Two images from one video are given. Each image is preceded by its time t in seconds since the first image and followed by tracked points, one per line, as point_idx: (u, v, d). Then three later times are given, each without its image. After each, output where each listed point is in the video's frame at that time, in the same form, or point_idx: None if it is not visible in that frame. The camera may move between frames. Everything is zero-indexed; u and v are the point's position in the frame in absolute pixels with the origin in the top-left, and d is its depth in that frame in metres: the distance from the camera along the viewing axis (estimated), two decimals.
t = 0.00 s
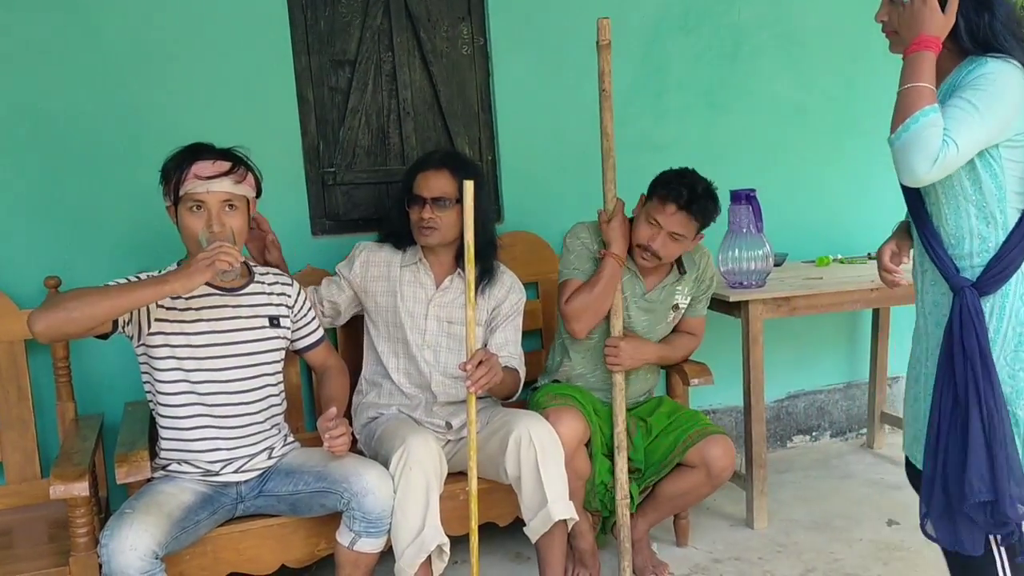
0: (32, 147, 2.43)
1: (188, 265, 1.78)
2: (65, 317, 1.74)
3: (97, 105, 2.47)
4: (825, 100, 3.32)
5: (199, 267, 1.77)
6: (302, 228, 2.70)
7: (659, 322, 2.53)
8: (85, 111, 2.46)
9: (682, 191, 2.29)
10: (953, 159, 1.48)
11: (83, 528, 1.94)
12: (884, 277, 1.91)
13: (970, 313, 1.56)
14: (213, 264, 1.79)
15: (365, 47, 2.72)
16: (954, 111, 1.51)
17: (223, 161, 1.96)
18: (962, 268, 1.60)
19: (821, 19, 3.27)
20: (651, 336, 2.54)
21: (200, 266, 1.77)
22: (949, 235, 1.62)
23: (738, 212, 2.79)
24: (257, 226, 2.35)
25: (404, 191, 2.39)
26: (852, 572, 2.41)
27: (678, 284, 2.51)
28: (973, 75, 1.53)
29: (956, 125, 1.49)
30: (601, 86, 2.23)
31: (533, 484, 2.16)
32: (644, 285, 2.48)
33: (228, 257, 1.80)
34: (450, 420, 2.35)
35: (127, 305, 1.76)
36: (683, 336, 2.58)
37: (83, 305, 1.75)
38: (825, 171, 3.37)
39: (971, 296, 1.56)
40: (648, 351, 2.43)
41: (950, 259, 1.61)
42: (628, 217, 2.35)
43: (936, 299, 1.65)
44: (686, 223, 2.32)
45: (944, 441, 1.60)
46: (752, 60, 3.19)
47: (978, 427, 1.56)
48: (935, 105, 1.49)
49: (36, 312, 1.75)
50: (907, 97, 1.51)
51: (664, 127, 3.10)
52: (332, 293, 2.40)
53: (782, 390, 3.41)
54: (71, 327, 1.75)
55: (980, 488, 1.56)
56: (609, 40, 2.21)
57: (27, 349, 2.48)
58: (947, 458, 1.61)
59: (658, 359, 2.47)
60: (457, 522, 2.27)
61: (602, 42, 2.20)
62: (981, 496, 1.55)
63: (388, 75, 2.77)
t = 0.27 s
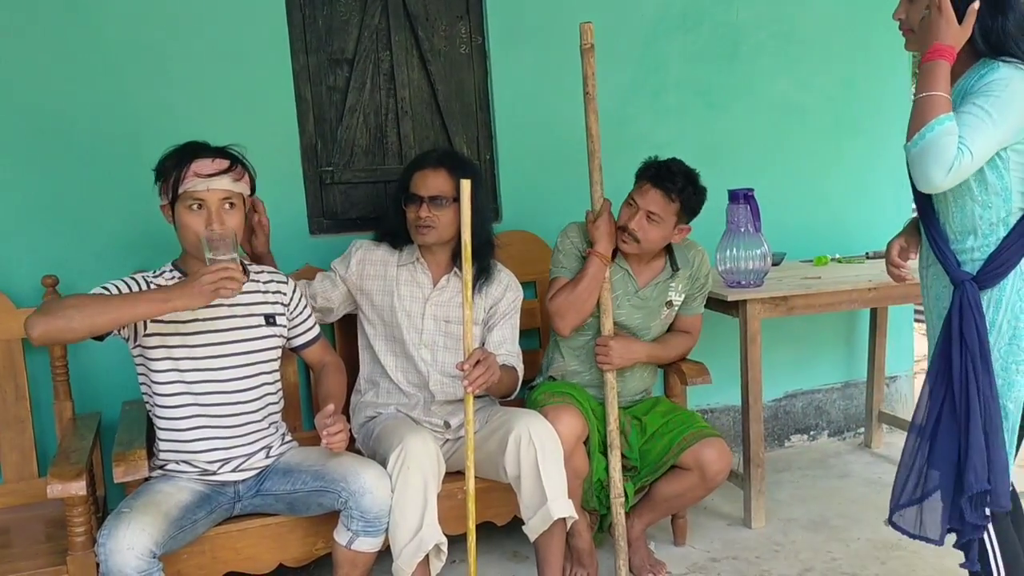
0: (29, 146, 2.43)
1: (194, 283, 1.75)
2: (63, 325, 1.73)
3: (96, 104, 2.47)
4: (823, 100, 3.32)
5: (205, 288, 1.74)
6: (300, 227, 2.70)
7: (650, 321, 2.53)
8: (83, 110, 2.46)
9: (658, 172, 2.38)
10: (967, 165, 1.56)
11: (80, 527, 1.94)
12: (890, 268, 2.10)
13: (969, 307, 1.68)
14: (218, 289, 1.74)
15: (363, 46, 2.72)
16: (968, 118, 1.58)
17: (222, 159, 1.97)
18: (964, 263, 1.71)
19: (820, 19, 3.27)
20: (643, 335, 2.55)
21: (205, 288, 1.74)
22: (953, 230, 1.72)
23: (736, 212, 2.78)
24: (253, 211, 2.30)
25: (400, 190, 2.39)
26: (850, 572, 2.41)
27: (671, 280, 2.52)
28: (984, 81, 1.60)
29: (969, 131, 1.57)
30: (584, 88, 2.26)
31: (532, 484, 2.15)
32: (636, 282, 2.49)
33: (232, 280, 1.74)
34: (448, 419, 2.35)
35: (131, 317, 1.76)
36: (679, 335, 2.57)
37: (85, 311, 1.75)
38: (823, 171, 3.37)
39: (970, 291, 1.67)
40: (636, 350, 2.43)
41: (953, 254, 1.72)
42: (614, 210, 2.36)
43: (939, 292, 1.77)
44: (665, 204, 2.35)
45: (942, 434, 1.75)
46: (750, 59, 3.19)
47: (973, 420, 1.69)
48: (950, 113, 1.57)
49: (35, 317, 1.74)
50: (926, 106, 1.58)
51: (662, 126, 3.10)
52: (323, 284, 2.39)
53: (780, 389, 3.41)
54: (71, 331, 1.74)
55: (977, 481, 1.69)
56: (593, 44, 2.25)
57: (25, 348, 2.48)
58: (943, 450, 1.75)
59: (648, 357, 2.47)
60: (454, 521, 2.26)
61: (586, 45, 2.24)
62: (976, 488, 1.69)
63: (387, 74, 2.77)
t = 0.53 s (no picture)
0: (30, 147, 2.43)
1: (197, 304, 1.73)
2: (62, 339, 1.73)
3: (96, 106, 2.47)
4: (823, 100, 3.32)
5: (205, 309, 1.72)
6: (300, 228, 2.70)
7: (650, 321, 2.53)
8: (84, 112, 2.46)
9: (653, 170, 2.39)
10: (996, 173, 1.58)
11: (81, 528, 1.94)
12: (896, 264, 2.10)
13: (972, 298, 1.72)
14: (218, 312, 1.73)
15: (363, 46, 2.72)
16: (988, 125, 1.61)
17: (221, 156, 1.98)
18: (969, 257, 1.75)
19: (819, 19, 3.27)
20: (643, 335, 2.55)
21: (206, 311, 1.72)
22: (961, 226, 1.77)
23: (736, 211, 2.78)
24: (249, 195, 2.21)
25: (400, 190, 2.39)
26: (850, 572, 2.41)
27: (670, 280, 2.52)
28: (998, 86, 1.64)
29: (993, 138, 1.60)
30: (583, 89, 2.26)
31: (533, 484, 2.16)
32: (635, 282, 2.49)
33: (232, 295, 1.73)
34: (449, 419, 2.34)
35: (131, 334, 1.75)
36: (679, 335, 2.57)
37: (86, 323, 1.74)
38: (823, 171, 3.37)
39: (973, 283, 1.72)
40: (635, 349, 2.43)
41: (959, 248, 1.77)
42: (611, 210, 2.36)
43: (944, 286, 1.82)
44: (661, 202, 2.35)
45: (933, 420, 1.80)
46: (750, 59, 3.20)
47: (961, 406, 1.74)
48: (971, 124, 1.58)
49: (34, 330, 1.74)
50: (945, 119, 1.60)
51: (662, 126, 3.10)
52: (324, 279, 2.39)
53: (780, 389, 3.41)
54: (72, 345, 1.73)
55: (956, 463, 1.74)
56: (590, 46, 2.25)
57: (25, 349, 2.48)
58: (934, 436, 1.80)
59: (648, 357, 2.47)
60: (454, 522, 2.26)
61: (584, 47, 2.24)
62: (956, 471, 1.74)
63: (386, 75, 2.77)
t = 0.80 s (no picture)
0: (29, 148, 2.43)
1: (193, 319, 1.73)
2: (58, 350, 1.73)
3: (95, 106, 2.47)
4: (823, 99, 3.32)
5: (202, 324, 1.72)
6: (299, 228, 2.70)
7: (650, 320, 2.53)
8: (84, 112, 2.46)
9: (653, 169, 2.39)
10: None
11: (81, 529, 1.94)
12: (901, 261, 2.10)
13: (975, 294, 1.72)
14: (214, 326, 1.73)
15: (363, 46, 2.72)
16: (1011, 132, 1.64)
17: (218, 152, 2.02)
18: (971, 253, 1.76)
19: (819, 18, 3.27)
20: (643, 334, 2.54)
21: (203, 326, 1.73)
22: (963, 222, 1.79)
23: (735, 211, 2.78)
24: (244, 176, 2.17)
25: (399, 190, 2.38)
26: (850, 570, 2.41)
27: (671, 280, 2.52)
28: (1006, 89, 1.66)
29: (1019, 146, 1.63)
30: (584, 89, 2.26)
31: (533, 484, 2.15)
32: (636, 282, 2.50)
33: (230, 311, 1.73)
34: (449, 418, 2.34)
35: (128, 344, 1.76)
36: (679, 334, 2.57)
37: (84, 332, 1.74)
38: (822, 170, 3.37)
39: (977, 279, 1.73)
40: (635, 349, 2.42)
41: (962, 244, 1.78)
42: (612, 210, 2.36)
43: (947, 282, 1.84)
44: (661, 202, 2.35)
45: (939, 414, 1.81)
46: (750, 58, 3.20)
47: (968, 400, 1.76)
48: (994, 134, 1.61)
49: (28, 339, 1.73)
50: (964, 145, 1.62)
51: (662, 126, 3.10)
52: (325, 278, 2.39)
53: (780, 388, 3.41)
54: (63, 355, 1.73)
55: (963, 457, 1.76)
56: (591, 45, 2.25)
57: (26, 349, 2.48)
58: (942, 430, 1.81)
59: (647, 356, 2.46)
60: (454, 522, 2.26)
61: (585, 46, 2.24)
62: (963, 463, 1.76)
63: (386, 74, 2.77)
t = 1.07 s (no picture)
0: (29, 147, 2.43)
1: (194, 328, 1.74)
2: (58, 356, 1.71)
3: (95, 105, 2.47)
4: (823, 98, 3.32)
5: (204, 333, 1.73)
6: (299, 227, 2.70)
7: (651, 319, 2.53)
8: (83, 112, 2.46)
9: (652, 173, 2.37)
10: None
11: (81, 528, 1.94)
12: (898, 261, 2.10)
13: (973, 293, 1.73)
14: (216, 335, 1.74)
15: (362, 45, 2.72)
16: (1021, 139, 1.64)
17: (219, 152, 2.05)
18: (970, 252, 1.78)
19: (819, 17, 3.27)
20: (644, 333, 2.54)
21: (206, 335, 1.73)
22: (961, 222, 1.80)
23: (735, 210, 2.78)
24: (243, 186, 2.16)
25: (399, 189, 2.38)
26: (850, 570, 2.41)
27: (671, 279, 2.52)
28: (1007, 92, 1.66)
29: None
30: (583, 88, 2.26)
31: (532, 483, 2.15)
32: (636, 281, 2.49)
33: (232, 319, 1.74)
34: (449, 418, 2.34)
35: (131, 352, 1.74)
36: (679, 333, 2.57)
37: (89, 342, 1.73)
38: (823, 169, 3.37)
39: (974, 278, 1.73)
40: (635, 348, 2.42)
41: (959, 243, 1.80)
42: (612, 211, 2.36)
43: (946, 281, 1.84)
44: (661, 206, 2.35)
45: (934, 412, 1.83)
46: (749, 58, 3.20)
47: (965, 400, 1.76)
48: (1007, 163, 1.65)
49: (32, 352, 1.71)
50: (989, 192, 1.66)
51: (662, 125, 3.10)
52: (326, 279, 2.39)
53: (780, 387, 3.41)
54: (68, 366, 1.71)
55: (959, 454, 1.76)
56: (592, 44, 2.25)
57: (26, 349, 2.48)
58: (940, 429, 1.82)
59: (647, 355, 2.46)
60: (454, 521, 2.26)
61: (585, 44, 2.24)
62: (959, 462, 1.76)
63: (386, 74, 2.77)
